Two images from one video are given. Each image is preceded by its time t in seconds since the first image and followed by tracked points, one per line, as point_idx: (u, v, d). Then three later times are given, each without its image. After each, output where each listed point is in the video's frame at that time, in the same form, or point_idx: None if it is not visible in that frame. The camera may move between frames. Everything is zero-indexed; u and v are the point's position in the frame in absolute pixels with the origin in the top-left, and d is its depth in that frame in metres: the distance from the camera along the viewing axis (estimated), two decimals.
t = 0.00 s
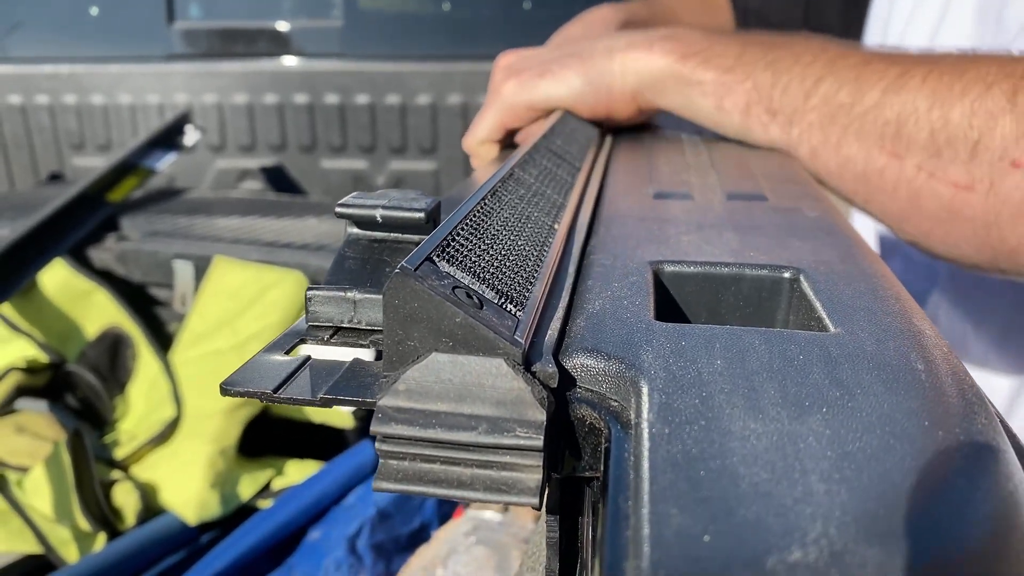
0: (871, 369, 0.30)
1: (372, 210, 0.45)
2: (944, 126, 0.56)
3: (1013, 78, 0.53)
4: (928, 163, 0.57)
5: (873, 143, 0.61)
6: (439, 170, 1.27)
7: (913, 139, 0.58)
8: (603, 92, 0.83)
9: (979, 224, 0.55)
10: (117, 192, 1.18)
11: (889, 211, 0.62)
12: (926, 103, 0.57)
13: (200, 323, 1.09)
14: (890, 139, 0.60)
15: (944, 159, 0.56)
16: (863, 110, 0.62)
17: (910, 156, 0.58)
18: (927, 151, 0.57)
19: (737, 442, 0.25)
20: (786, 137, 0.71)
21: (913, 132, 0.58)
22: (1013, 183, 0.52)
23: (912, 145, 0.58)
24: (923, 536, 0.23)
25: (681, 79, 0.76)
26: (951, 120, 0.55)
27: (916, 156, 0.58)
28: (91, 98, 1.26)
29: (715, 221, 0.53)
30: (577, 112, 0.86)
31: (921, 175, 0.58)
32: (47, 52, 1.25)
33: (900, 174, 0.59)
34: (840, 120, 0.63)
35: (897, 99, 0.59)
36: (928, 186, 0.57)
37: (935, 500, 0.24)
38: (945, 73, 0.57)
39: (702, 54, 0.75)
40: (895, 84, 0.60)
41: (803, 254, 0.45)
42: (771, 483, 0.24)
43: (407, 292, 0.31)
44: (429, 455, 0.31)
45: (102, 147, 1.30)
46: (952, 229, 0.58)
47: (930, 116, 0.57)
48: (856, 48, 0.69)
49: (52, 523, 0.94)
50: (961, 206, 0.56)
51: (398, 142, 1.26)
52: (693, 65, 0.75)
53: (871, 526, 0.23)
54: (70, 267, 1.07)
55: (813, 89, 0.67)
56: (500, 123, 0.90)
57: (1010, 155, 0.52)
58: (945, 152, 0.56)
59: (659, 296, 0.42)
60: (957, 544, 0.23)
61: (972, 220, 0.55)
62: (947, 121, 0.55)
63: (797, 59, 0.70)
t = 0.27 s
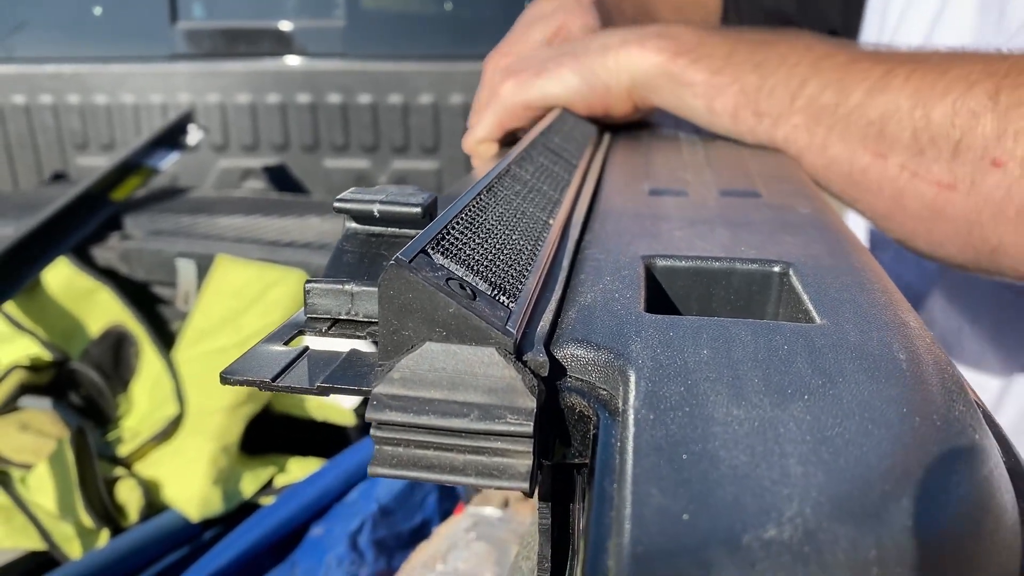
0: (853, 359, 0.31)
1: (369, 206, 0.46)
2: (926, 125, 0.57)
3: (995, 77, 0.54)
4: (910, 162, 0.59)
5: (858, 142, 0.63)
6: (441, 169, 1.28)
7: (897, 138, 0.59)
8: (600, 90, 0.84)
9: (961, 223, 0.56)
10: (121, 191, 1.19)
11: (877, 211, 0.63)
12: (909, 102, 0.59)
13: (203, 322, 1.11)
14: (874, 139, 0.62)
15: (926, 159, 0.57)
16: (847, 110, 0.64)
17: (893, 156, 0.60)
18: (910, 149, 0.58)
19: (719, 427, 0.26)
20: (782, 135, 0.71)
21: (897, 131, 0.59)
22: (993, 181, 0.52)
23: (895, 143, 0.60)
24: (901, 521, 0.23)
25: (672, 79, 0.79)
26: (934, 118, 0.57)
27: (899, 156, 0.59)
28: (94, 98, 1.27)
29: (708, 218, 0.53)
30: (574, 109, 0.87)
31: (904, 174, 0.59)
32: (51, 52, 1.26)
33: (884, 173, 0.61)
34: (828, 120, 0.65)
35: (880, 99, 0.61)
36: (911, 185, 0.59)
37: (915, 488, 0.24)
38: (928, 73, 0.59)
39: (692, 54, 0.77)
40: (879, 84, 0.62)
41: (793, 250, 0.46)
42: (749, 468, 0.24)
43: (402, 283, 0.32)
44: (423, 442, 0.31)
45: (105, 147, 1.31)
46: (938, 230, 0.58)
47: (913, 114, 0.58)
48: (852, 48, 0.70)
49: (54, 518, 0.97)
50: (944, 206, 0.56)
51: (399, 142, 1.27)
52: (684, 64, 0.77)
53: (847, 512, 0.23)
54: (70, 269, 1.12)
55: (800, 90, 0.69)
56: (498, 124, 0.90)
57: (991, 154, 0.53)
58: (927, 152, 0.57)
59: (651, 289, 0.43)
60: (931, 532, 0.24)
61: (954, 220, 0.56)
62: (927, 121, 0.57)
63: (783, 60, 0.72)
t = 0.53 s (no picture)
0: (836, 349, 0.32)
1: (365, 202, 0.47)
2: (915, 123, 0.58)
3: (986, 77, 0.55)
4: (900, 160, 0.59)
5: (850, 140, 0.64)
6: (444, 167, 1.28)
7: (887, 137, 0.60)
8: (599, 88, 0.85)
9: (949, 220, 0.57)
10: (126, 189, 1.21)
11: (870, 210, 0.63)
12: (899, 101, 0.60)
13: (208, 319, 1.20)
14: (864, 137, 0.63)
15: (915, 157, 0.58)
16: (840, 108, 0.65)
17: (884, 154, 0.61)
18: (900, 148, 0.59)
19: (700, 412, 0.27)
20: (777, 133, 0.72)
21: (886, 130, 0.61)
22: (981, 179, 0.54)
23: (886, 142, 0.61)
24: (878, 499, 0.23)
25: (668, 77, 0.80)
26: (924, 117, 0.58)
27: (890, 154, 0.60)
28: (99, 97, 1.28)
29: (703, 214, 0.54)
30: (574, 108, 0.89)
31: (894, 171, 0.60)
32: (59, 51, 1.28)
33: (874, 172, 0.62)
34: (819, 119, 0.67)
35: (871, 98, 0.62)
36: (901, 183, 0.59)
37: (892, 470, 0.25)
38: (919, 71, 0.60)
39: (690, 52, 0.79)
40: (870, 83, 0.63)
41: (783, 245, 0.47)
42: (726, 452, 0.25)
43: (395, 275, 0.33)
44: (415, 430, 0.32)
45: (109, 146, 1.32)
46: (927, 227, 0.59)
47: (903, 113, 0.59)
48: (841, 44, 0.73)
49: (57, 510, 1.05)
50: (933, 204, 0.57)
51: (403, 141, 1.28)
52: (681, 63, 0.79)
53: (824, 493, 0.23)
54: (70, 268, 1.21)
55: (792, 90, 0.70)
56: (499, 122, 0.91)
57: (980, 153, 0.54)
58: (916, 149, 0.58)
59: (642, 283, 0.44)
60: (913, 510, 0.24)
61: (943, 218, 0.57)
62: (918, 118, 0.58)
63: (776, 61, 0.73)
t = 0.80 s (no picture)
0: (832, 345, 0.33)
1: (374, 204, 0.48)
2: (904, 129, 0.64)
3: (974, 82, 0.60)
4: (890, 163, 0.65)
5: (841, 142, 0.69)
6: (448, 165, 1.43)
7: (877, 140, 0.66)
8: (604, 87, 0.87)
9: (936, 225, 0.62)
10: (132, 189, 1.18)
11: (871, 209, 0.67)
12: (890, 105, 0.65)
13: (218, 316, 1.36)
14: (854, 141, 0.68)
15: (904, 159, 0.64)
16: (831, 113, 0.70)
17: (875, 158, 0.66)
18: (889, 151, 0.65)
19: (698, 406, 0.28)
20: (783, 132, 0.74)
21: (877, 134, 0.66)
22: (968, 184, 0.58)
23: (876, 145, 0.66)
24: (870, 489, 0.24)
25: (666, 79, 0.85)
26: (913, 122, 0.63)
27: (880, 157, 0.65)
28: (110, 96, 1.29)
29: (706, 212, 0.55)
30: (579, 108, 0.90)
31: (884, 175, 0.65)
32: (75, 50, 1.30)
33: (864, 176, 0.67)
34: (812, 121, 0.71)
35: (862, 103, 0.68)
36: (891, 188, 0.65)
37: (884, 463, 0.25)
38: (909, 76, 0.66)
39: (688, 55, 0.84)
40: (861, 87, 0.69)
41: (783, 243, 0.48)
42: (723, 444, 0.26)
43: (403, 274, 0.34)
44: (425, 423, 0.33)
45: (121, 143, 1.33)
46: (916, 230, 0.64)
47: (892, 118, 0.65)
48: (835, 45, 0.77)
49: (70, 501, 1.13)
50: (921, 209, 0.62)
51: (410, 140, 1.45)
52: (680, 65, 0.84)
53: (817, 483, 0.24)
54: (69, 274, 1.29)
55: (785, 95, 0.74)
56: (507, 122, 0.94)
57: (967, 159, 0.58)
58: (905, 152, 0.64)
59: (645, 282, 0.45)
60: (905, 504, 0.24)
61: (933, 222, 0.62)
62: (906, 124, 0.63)
63: (770, 64, 0.79)
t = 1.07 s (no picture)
0: (830, 342, 0.34)
1: (386, 206, 0.49)
2: (899, 133, 0.66)
3: (969, 85, 0.63)
4: (885, 167, 0.68)
5: (838, 145, 0.71)
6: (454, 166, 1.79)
7: (873, 144, 0.68)
8: (611, 89, 0.89)
9: (932, 227, 0.65)
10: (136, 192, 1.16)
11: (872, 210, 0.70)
12: (886, 109, 0.68)
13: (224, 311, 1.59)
14: (852, 145, 0.70)
15: (900, 164, 0.66)
16: (829, 117, 0.72)
17: (870, 162, 0.69)
18: (885, 155, 0.68)
19: (699, 401, 0.29)
20: (787, 134, 0.76)
21: (872, 139, 0.69)
22: (963, 187, 0.62)
23: (872, 149, 0.69)
24: (862, 481, 0.26)
25: (670, 82, 0.87)
26: (907, 126, 0.66)
27: (875, 161, 0.68)
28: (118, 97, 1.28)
29: (711, 213, 0.56)
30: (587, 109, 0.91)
31: (880, 179, 0.68)
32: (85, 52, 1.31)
33: (860, 180, 0.70)
34: (810, 125, 0.74)
35: (858, 107, 0.70)
36: (886, 192, 0.68)
37: (876, 456, 0.27)
38: (905, 79, 0.68)
39: (691, 58, 0.86)
40: (857, 91, 0.71)
41: (787, 243, 0.49)
42: (722, 437, 0.27)
43: (415, 274, 0.35)
44: (436, 417, 0.34)
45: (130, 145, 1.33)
46: (911, 230, 0.67)
47: (888, 122, 0.67)
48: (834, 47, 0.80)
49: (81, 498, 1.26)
50: (918, 211, 0.66)
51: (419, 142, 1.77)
52: (683, 69, 0.86)
53: (811, 475, 0.25)
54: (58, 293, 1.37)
55: (783, 101, 0.77)
56: (515, 124, 0.96)
57: (961, 163, 0.61)
58: (901, 157, 0.66)
59: (650, 281, 0.46)
60: (896, 496, 0.25)
61: (928, 224, 0.66)
62: (901, 128, 0.66)
63: (769, 71, 0.80)
